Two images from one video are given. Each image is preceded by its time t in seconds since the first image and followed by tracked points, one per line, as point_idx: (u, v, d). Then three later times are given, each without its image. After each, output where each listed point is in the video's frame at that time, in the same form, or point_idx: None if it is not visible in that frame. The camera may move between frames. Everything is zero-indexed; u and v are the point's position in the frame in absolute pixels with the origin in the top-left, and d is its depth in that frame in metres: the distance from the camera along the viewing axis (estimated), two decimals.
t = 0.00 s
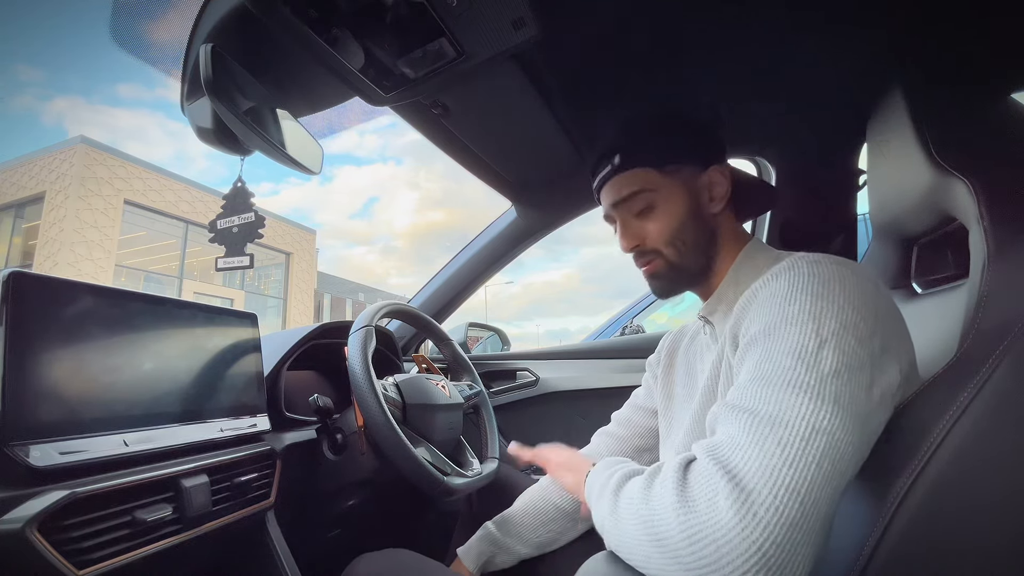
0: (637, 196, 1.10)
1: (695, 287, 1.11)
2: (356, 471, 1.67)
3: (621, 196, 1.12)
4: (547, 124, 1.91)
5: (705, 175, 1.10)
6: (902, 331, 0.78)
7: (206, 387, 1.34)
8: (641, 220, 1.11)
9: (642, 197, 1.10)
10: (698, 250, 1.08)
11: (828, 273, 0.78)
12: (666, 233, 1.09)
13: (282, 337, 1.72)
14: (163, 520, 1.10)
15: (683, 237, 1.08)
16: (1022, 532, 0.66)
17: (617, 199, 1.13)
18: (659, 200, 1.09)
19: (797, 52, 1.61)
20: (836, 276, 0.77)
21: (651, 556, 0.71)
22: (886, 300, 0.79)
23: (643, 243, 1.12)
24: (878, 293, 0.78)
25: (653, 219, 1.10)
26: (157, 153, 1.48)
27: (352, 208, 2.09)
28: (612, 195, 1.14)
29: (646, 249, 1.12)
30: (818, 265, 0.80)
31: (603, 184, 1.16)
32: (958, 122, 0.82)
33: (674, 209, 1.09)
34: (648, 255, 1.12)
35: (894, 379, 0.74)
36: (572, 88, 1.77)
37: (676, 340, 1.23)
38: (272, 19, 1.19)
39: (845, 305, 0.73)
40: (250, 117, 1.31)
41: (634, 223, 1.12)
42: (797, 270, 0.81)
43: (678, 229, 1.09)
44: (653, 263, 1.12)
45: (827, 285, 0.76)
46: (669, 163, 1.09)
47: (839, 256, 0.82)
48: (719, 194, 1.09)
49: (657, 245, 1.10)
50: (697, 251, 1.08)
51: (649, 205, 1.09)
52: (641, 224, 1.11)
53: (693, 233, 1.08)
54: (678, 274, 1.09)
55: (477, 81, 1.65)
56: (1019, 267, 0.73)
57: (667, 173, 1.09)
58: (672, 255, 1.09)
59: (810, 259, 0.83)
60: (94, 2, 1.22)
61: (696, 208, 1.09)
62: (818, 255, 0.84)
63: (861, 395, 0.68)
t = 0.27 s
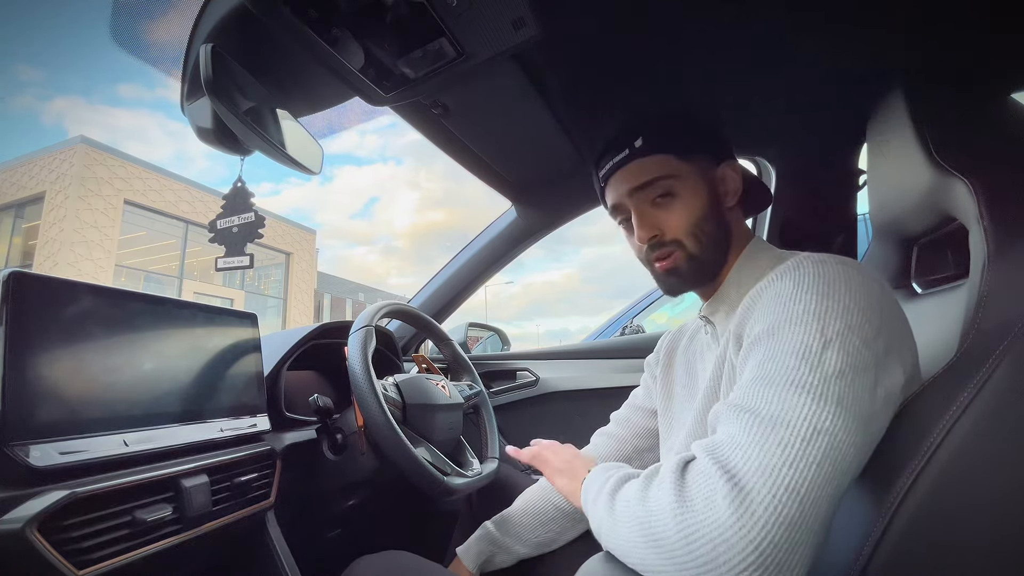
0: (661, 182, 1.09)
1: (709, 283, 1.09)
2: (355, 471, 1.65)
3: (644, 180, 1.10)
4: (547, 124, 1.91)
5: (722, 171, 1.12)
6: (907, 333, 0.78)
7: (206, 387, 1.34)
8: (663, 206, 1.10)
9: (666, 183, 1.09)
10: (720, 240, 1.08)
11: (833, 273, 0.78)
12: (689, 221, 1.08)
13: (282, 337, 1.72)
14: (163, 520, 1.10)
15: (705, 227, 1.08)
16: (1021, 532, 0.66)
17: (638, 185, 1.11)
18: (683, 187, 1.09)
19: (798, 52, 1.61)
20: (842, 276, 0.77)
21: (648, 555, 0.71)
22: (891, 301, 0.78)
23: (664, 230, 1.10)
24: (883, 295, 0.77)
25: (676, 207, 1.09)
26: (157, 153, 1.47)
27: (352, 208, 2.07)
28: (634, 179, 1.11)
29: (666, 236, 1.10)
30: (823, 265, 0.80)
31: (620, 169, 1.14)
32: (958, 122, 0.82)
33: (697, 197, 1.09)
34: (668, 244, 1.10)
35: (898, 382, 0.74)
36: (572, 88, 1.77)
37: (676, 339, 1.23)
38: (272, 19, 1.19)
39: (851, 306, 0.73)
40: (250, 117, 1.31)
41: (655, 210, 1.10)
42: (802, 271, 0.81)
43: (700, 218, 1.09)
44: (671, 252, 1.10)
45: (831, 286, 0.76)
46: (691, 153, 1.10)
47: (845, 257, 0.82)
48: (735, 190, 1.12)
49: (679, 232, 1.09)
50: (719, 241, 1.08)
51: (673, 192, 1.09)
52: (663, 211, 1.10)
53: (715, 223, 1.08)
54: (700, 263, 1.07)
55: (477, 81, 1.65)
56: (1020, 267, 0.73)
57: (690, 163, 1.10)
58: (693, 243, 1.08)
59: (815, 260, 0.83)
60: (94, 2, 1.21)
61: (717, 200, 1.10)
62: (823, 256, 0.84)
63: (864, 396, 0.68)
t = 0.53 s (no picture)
0: (652, 188, 1.09)
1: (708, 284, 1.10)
2: (353, 473, 1.60)
3: (635, 188, 1.10)
4: (547, 124, 1.91)
5: (716, 170, 1.11)
6: (910, 335, 0.78)
7: (206, 388, 1.34)
8: (656, 212, 1.09)
9: (658, 189, 1.09)
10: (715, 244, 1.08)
11: (837, 275, 0.78)
12: (682, 226, 1.08)
13: (282, 337, 1.73)
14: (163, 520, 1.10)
15: (697, 232, 1.09)
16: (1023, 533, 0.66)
17: (630, 193, 1.11)
18: (673, 194, 1.09)
19: (798, 52, 1.61)
20: (846, 278, 0.77)
21: (649, 556, 0.71)
22: (895, 303, 0.78)
23: (658, 236, 1.10)
24: (887, 297, 0.77)
25: (668, 213, 1.09)
26: (157, 153, 1.47)
27: (354, 208, 2.12)
28: (625, 187, 1.12)
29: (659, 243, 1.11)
30: (827, 267, 0.80)
31: (612, 175, 1.14)
32: (959, 122, 0.82)
33: (688, 202, 1.09)
34: (661, 250, 1.11)
35: (902, 385, 0.74)
36: (572, 88, 1.77)
37: (675, 339, 1.22)
38: (272, 18, 1.19)
39: (855, 308, 0.73)
40: (250, 117, 1.31)
41: (648, 216, 1.10)
42: (806, 272, 0.81)
43: (692, 223, 1.09)
44: (666, 258, 1.11)
45: (835, 287, 0.76)
46: (682, 157, 1.09)
47: (848, 258, 0.82)
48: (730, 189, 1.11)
49: (673, 238, 1.09)
50: (714, 244, 1.08)
51: (666, 198, 1.09)
52: (656, 218, 1.10)
53: (709, 227, 1.08)
54: (694, 268, 1.08)
55: (477, 80, 1.65)
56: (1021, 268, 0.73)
57: (682, 167, 1.09)
58: (687, 249, 1.08)
59: (818, 261, 0.83)
60: (94, 2, 1.22)
61: (711, 202, 1.09)
62: (827, 257, 0.84)
63: (868, 398, 0.68)
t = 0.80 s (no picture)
0: (616, 217, 1.12)
1: (694, 290, 1.14)
2: (354, 471, 1.60)
3: (603, 217, 1.14)
4: (547, 124, 1.91)
5: (682, 184, 1.08)
6: (909, 334, 0.78)
7: (206, 387, 1.34)
8: (625, 237, 1.12)
9: (621, 217, 1.11)
10: (685, 261, 1.10)
11: (835, 274, 0.78)
12: (649, 250, 1.10)
13: (282, 337, 1.72)
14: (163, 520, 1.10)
15: (665, 253, 1.10)
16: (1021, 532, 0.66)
17: (600, 220, 1.15)
18: (636, 220, 1.09)
19: (798, 53, 1.61)
20: (844, 278, 0.77)
21: (647, 556, 0.71)
22: (894, 302, 0.78)
23: (630, 259, 1.14)
24: (886, 297, 0.77)
25: (635, 237, 1.11)
26: (158, 153, 1.48)
27: (354, 208, 2.13)
28: (597, 213, 1.16)
29: (633, 264, 1.14)
30: (825, 266, 0.80)
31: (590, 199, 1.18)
32: (958, 122, 0.82)
33: (653, 225, 1.09)
34: (639, 268, 1.14)
35: (901, 385, 0.74)
36: (572, 88, 1.77)
37: (677, 339, 1.23)
38: (272, 17, 1.19)
39: (853, 308, 0.73)
40: (249, 116, 1.31)
41: (618, 241, 1.14)
42: (805, 271, 0.81)
43: (659, 245, 1.10)
44: (644, 276, 1.15)
45: (833, 287, 0.76)
46: (643, 180, 1.09)
47: (847, 258, 0.82)
48: (700, 202, 1.08)
49: (643, 260, 1.12)
50: (686, 262, 1.10)
51: (629, 225, 1.10)
52: (625, 241, 1.13)
53: (677, 246, 1.09)
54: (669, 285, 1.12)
55: (477, 81, 1.64)
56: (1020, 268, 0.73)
57: (642, 191, 1.09)
58: (658, 268, 1.11)
59: (817, 261, 0.83)
60: (94, 2, 1.22)
61: (677, 221, 1.08)
62: (825, 256, 0.84)
63: (865, 398, 0.68)
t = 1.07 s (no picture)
0: (614, 223, 1.12)
1: (698, 289, 1.14)
2: (355, 472, 1.60)
3: (602, 223, 1.14)
4: (546, 124, 1.91)
5: (677, 188, 1.08)
6: (911, 335, 0.78)
7: (205, 387, 1.34)
8: (624, 243, 1.13)
9: (618, 224, 1.12)
10: (685, 264, 1.10)
11: (837, 275, 0.77)
12: (648, 254, 1.11)
13: (283, 337, 1.72)
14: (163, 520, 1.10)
15: (664, 257, 1.10)
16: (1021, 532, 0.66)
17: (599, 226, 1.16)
18: (634, 226, 1.10)
19: (798, 53, 1.60)
20: (846, 278, 0.77)
21: (647, 558, 0.71)
22: (895, 303, 0.78)
23: (632, 262, 1.14)
24: (887, 297, 0.77)
25: (633, 243, 1.12)
26: (158, 153, 1.48)
27: (354, 208, 2.13)
28: (597, 219, 1.17)
29: (635, 269, 1.15)
30: (827, 267, 0.79)
31: (590, 205, 1.19)
32: (958, 122, 0.82)
33: (652, 229, 1.09)
34: (641, 272, 1.15)
35: (903, 387, 0.74)
36: (572, 88, 1.76)
37: (690, 336, 1.23)
38: (271, 17, 1.19)
39: (856, 309, 0.73)
40: (249, 116, 1.31)
41: (618, 246, 1.15)
42: (806, 271, 0.81)
43: (657, 250, 1.10)
44: (646, 280, 1.16)
45: (835, 287, 0.75)
46: (636, 187, 1.09)
47: (848, 257, 0.82)
48: (695, 204, 1.07)
49: (644, 263, 1.13)
50: (686, 264, 1.10)
51: (626, 231, 1.11)
52: (625, 246, 1.14)
53: (675, 250, 1.09)
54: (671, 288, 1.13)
55: (477, 81, 1.64)
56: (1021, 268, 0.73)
57: (637, 197, 1.09)
58: (659, 271, 1.12)
59: (818, 261, 0.82)
60: (94, 2, 1.21)
61: (674, 224, 1.08)
62: (826, 256, 0.83)
63: (868, 401, 0.68)
